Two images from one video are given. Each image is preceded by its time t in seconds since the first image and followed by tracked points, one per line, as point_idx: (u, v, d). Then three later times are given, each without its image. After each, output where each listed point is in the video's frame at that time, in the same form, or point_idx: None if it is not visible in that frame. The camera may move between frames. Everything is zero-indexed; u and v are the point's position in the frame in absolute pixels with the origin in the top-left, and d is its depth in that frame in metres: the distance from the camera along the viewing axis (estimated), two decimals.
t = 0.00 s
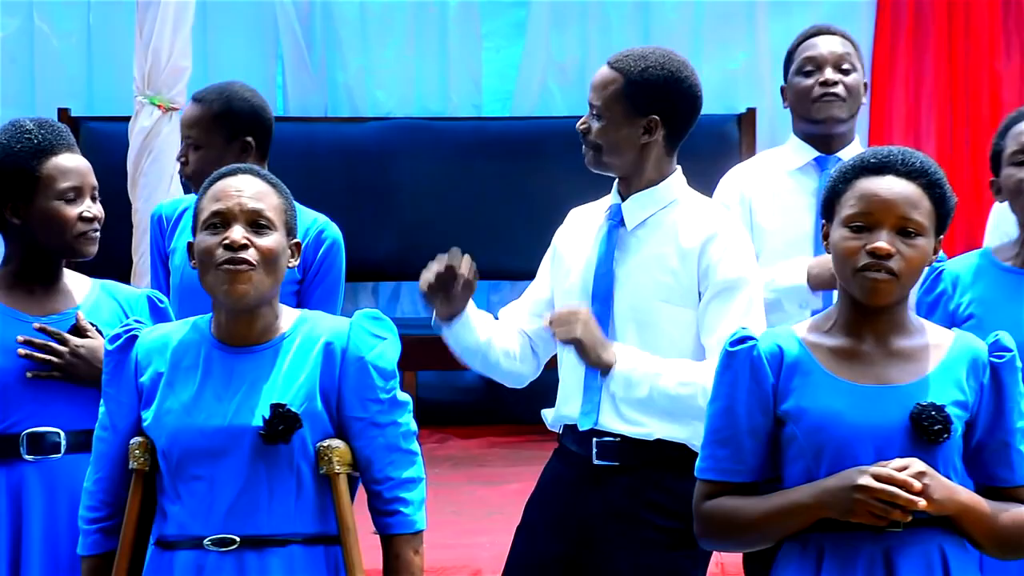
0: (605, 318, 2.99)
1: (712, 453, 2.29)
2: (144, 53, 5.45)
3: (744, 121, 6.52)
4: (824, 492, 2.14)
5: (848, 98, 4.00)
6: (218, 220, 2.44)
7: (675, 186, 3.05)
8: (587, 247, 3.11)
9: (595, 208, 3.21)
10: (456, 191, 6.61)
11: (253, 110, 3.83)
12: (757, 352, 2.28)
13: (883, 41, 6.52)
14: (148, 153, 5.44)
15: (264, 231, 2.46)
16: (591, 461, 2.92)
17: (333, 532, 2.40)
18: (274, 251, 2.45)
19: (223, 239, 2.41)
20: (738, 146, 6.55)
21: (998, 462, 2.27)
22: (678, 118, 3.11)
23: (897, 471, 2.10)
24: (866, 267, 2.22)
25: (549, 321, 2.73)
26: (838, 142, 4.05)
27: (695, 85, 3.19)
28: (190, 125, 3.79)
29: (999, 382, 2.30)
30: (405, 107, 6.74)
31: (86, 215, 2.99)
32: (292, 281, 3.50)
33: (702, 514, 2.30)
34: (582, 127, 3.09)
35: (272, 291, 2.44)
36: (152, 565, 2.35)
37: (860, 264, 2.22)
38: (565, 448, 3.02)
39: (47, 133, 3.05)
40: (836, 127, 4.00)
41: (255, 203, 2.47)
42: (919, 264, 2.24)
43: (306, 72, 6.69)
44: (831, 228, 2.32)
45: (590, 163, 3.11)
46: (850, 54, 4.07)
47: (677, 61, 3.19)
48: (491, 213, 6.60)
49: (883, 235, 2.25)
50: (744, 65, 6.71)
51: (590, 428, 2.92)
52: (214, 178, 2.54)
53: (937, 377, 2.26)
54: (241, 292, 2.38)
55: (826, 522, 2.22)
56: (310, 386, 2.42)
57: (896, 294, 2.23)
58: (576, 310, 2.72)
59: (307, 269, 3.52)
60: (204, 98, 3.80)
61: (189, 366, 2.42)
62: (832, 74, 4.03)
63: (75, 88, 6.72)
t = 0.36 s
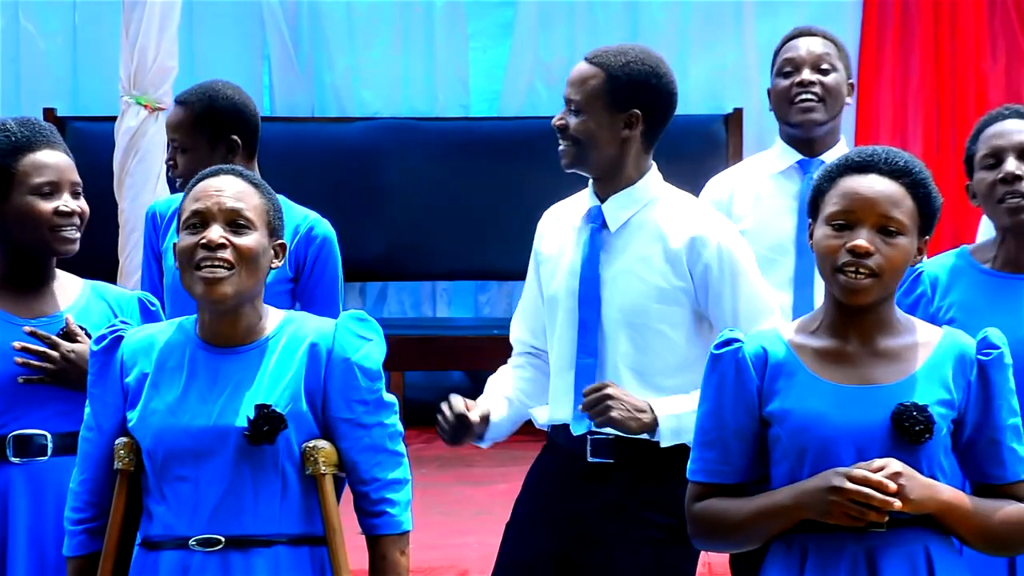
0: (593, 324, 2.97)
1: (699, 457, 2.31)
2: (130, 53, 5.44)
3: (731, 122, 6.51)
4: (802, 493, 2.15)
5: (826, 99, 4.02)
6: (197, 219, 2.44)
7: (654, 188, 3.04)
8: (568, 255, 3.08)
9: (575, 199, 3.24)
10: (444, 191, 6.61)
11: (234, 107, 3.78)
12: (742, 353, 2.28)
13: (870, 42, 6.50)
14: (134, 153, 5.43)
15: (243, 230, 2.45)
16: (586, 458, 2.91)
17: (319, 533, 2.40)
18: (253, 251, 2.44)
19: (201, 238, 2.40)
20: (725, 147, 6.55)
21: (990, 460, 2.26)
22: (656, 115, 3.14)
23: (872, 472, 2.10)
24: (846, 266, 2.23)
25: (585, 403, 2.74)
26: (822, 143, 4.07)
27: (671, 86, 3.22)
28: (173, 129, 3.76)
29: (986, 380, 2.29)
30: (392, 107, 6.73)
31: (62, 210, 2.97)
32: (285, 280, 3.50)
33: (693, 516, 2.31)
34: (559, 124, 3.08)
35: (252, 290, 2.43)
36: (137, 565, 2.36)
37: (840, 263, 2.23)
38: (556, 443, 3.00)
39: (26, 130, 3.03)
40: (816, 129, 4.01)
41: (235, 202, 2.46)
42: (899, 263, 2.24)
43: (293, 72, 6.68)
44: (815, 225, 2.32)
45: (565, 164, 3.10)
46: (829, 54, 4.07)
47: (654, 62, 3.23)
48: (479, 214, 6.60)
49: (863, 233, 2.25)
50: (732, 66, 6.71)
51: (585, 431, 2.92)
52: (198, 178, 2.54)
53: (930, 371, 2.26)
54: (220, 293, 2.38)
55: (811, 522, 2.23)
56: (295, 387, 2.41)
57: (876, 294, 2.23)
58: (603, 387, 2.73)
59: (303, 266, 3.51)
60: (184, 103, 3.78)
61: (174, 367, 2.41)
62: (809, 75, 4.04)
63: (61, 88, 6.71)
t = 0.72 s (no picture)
0: (576, 320, 2.96)
1: (683, 452, 2.30)
2: (116, 52, 5.41)
3: (717, 121, 6.52)
4: (784, 483, 2.15)
5: (769, 98, 4.07)
6: (199, 222, 2.43)
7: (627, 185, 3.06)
8: (546, 251, 3.08)
9: (549, 193, 3.22)
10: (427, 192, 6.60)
11: (220, 109, 3.78)
12: (728, 349, 2.28)
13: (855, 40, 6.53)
14: (120, 153, 5.40)
15: (244, 236, 2.45)
16: (570, 458, 2.91)
17: (311, 533, 2.40)
18: (253, 257, 2.43)
19: (202, 242, 2.40)
20: (710, 146, 6.56)
21: (978, 447, 2.27)
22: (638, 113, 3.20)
23: (846, 452, 2.10)
24: (803, 268, 2.24)
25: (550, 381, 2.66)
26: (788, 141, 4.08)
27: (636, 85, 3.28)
28: (157, 134, 3.74)
29: (971, 368, 2.29)
30: (377, 107, 6.71)
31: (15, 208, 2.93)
32: (272, 281, 3.51)
33: (677, 513, 2.30)
34: (556, 119, 3.04)
35: (250, 296, 2.43)
36: (127, 565, 2.34)
37: (798, 266, 2.24)
38: (538, 441, 3.00)
39: None
40: (770, 129, 4.07)
41: (237, 208, 2.46)
42: (856, 261, 2.24)
43: (278, 72, 6.66)
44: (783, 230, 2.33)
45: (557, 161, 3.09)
46: (774, 54, 4.12)
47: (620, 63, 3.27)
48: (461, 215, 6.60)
49: (820, 233, 2.25)
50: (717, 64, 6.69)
51: (576, 431, 2.90)
52: (199, 180, 2.53)
53: (909, 367, 2.26)
54: (217, 296, 2.36)
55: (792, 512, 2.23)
56: (291, 389, 2.41)
57: (836, 292, 2.24)
58: (569, 362, 2.67)
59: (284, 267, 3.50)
60: (168, 104, 3.76)
61: (164, 366, 2.40)
62: (754, 78, 4.10)
63: (46, 87, 6.67)
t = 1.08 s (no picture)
0: (559, 324, 2.96)
1: (672, 455, 2.30)
2: (103, 52, 5.40)
3: (704, 121, 6.53)
4: (777, 496, 2.15)
5: (792, 100, 4.03)
6: (209, 219, 2.43)
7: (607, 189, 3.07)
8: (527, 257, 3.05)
9: (525, 199, 3.19)
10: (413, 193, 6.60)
11: (209, 114, 3.78)
12: (716, 352, 2.28)
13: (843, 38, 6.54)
14: (106, 154, 5.38)
15: (252, 235, 2.46)
16: (552, 459, 2.91)
17: (303, 532, 2.41)
18: (260, 256, 2.44)
19: (214, 240, 2.40)
20: (698, 146, 6.57)
21: (963, 452, 2.30)
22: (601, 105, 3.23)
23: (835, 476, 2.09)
24: (799, 273, 2.24)
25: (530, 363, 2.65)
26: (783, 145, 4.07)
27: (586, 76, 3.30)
28: (146, 138, 3.71)
29: (958, 372, 2.32)
30: (365, 107, 6.71)
31: None
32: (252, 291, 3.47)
33: (665, 517, 2.30)
34: (560, 129, 3.01)
35: (253, 294, 2.43)
36: (122, 567, 2.33)
37: (792, 271, 2.25)
38: (517, 446, 2.99)
39: None
40: (780, 129, 4.02)
41: (246, 207, 2.46)
42: (852, 264, 2.25)
43: (265, 73, 6.65)
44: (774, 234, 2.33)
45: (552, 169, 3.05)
46: (799, 58, 4.07)
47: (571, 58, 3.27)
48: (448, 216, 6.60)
49: (812, 238, 2.26)
50: (704, 67, 6.70)
51: (563, 436, 2.89)
52: (202, 175, 2.53)
53: (896, 371, 2.27)
54: (227, 296, 2.37)
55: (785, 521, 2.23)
56: (289, 389, 2.41)
57: (830, 296, 2.24)
58: (552, 344, 2.67)
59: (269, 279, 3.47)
60: (157, 108, 3.74)
61: (158, 366, 2.38)
62: (779, 76, 4.04)
63: (32, 86, 6.65)
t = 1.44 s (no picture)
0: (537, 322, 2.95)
1: (660, 457, 2.28)
2: (88, 53, 5.39)
3: (691, 123, 6.54)
4: (778, 495, 2.14)
5: (796, 101, 4.00)
6: (193, 221, 2.42)
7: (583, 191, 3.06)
8: (503, 255, 3.04)
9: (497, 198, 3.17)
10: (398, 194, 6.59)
11: (196, 119, 3.77)
12: (708, 353, 2.27)
13: (832, 39, 6.52)
14: (91, 154, 5.36)
15: (235, 236, 2.45)
16: (529, 460, 2.91)
17: (289, 534, 2.40)
18: (244, 258, 2.43)
19: (198, 242, 2.39)
20: (684, 146, 6.57)
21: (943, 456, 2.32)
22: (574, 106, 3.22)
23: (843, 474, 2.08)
24: (792, 276, 2.24)
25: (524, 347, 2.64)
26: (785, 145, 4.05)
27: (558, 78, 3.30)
28: (134, 142, 3.69)
29: (941, 377, 2.35)
30: (353, 108, 6.69)
31: None
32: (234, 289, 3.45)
33: (652, 518, 2.29)
34: (537, 124, 3.00)
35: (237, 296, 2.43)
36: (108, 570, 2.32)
37: (785, 274, 2.24)
38: (489, 445, 2.97)
39: None
40: (783, 133, 4.00)
41: (228, 208, 2.45)
42: (844, 269, 2.25)
43: (251, 74, 6.62)
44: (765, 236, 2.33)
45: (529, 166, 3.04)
46: (803, 57, 4.06)
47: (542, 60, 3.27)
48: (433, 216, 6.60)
49: (807, 242, 2.26)
50: (691, 68, 6.70)
51: (541, 436, 2.90)
52: (183, 178, 2.52)
53: (883, 375, 2.27)
54: (213, 306, 2.36)
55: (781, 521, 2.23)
56: (274, 391, 2.40)
57: (822, 301, 2.24)
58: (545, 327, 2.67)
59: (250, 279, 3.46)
60: (144, 112, 3.72)
61: (143, 369, 2.37)
62: (784, 73, 4.02)
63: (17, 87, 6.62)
